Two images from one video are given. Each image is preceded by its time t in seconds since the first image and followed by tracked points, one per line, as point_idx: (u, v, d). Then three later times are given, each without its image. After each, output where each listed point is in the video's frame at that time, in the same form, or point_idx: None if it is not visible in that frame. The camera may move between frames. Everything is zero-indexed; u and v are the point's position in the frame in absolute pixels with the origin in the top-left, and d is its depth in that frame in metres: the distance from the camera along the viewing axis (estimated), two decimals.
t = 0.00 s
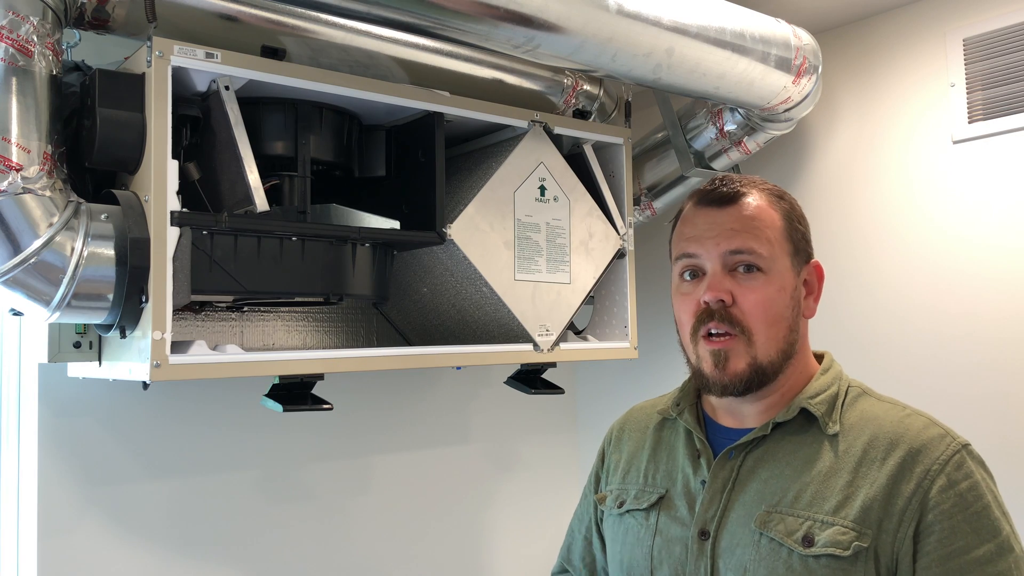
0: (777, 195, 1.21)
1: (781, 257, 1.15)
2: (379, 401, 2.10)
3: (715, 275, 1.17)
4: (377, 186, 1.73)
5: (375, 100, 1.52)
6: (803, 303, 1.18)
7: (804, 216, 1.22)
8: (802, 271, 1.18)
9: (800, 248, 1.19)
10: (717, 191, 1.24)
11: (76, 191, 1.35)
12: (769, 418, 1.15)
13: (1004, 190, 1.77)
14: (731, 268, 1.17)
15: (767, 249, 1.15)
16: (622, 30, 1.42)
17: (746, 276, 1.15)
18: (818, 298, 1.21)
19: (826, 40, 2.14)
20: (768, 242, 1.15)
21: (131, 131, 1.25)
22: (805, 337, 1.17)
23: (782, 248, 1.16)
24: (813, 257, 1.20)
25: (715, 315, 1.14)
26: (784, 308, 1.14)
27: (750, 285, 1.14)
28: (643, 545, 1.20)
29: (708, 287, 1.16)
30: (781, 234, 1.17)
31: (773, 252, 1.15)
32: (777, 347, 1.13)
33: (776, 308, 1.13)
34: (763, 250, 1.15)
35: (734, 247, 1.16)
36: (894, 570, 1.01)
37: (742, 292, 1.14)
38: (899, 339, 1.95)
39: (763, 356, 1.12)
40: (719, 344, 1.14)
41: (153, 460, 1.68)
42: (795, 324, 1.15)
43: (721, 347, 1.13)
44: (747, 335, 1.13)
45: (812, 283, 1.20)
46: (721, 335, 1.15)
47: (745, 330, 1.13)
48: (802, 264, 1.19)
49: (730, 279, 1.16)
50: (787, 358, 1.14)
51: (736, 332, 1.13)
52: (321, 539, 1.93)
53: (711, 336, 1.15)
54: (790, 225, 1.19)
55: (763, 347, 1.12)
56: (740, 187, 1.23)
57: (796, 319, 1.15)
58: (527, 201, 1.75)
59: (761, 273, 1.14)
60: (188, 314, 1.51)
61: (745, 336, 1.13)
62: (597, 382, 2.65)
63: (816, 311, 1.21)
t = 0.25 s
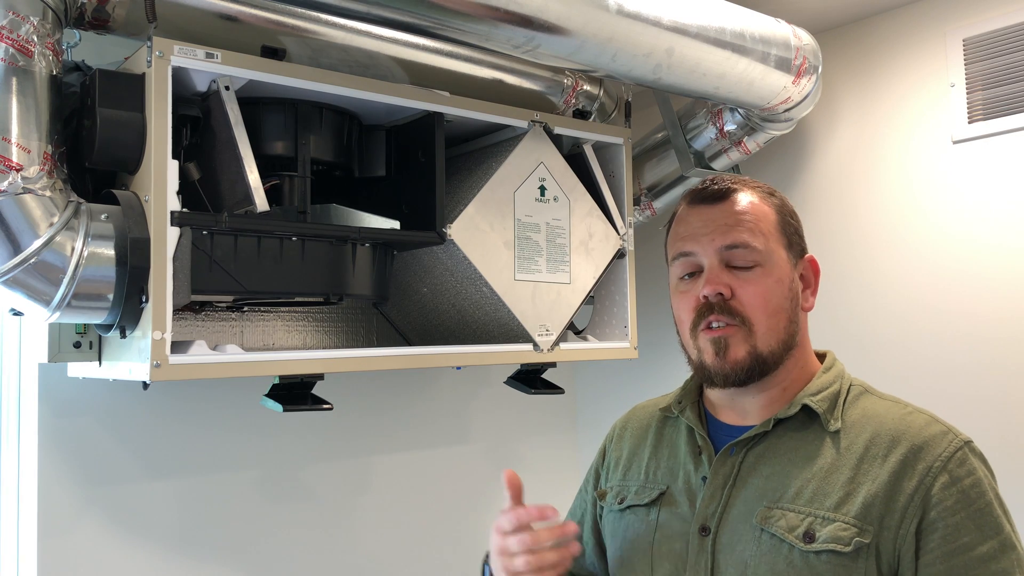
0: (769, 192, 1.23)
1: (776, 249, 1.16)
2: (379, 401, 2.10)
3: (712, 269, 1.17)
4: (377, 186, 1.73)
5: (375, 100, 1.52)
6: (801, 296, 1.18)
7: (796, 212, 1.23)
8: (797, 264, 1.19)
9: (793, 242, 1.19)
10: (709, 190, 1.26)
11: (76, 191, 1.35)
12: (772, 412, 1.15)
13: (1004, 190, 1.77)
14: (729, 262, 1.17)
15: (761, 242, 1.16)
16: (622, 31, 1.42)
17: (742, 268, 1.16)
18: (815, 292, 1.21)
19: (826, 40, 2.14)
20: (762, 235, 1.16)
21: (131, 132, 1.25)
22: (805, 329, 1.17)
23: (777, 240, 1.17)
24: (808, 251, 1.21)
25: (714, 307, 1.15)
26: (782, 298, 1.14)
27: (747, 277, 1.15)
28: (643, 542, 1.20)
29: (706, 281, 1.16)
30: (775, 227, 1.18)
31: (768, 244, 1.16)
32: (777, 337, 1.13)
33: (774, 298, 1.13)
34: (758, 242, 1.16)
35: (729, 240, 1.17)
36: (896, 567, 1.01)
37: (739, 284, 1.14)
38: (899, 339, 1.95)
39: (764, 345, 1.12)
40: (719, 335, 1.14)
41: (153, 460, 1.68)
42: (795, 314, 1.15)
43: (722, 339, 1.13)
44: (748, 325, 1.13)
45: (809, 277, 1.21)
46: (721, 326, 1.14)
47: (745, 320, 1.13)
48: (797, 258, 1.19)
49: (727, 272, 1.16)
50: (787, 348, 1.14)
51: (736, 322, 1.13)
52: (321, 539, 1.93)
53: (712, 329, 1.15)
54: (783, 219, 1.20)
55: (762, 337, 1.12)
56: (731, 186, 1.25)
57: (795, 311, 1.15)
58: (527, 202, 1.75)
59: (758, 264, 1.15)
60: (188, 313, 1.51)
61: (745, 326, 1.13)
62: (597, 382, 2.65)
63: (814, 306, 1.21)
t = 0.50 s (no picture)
0: (760, 192, 1.23)
1: (770, 248, 1.16)
2: (380, 402, 2.10)
3: (706, 271, 1.17)
4: (376, 186, 1.73)
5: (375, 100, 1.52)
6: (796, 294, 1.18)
7: (789, 210, 1.23)
8: (792, 263, 1.18)
9: (787, 241, 1.19)
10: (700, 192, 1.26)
11: (76, 191, 1.35)
12: (770, 412, 1.15)
13: (1005, 190, 1.77)
14: (722, 263, 1.17)
15: (754, 241, 1.16)
16: (622, 30, 1.42)
17: (736, 269, 1.16)
18: (811, 289, 1.21)
19: (826, 40, 2.14)
20: (755, 234, 1.16)
21: (132, 131, 1.25)
22: (801, 328, 1.17)
23: (770, 239, 1.17)
24: (802, 249, 1.21)
25: (709, 309, 1.15)
26: (777, 297, 1.14)
27: (741, 277, 1.14)
28: (645, 543, 1.20)
29: (700, 283, 1.16)
30: (767, 226, 1.18)
31: (761, 244, 1.16)
32: (773, 337, 1.13)
33: (769, 297, 1.13)
34: (750, 242, 1.15)
35: (721, 241, 1.17)
36: (900, 566, 1.00)
37: (734, 284, 1.14)
38: (899, 339, 1.95)
39: (760, 345, 1.12)
40: (715, 336, 1.14)
41: (153, 460, 1.68)
42: (791, 313, 1.15)
43: (718, 340, 1.13)
44: (743, 326, 1.13)
45: (804, 276, 1.21)
46: (717, 328, 1.14)
47: (740, 321, 1.13)
48: (792, 257, 1.19)
49: (721, 273, 1.16)
50: (783, 348, 1.13)
51: (732, 323, 1.13)
52: (321, 539, 1.93)
53: (707, 330, 1.15)
54: (777, 218, 1.20)
55: (758, 336, 1.12)
56: (722, 186, 1.25)
57: (791, 309, 1.15)
58: (527, 202, 1.75)
59: (751, 264, 1.15)
60: (188, 314, 1.51)
61: (741, 326, 1.13)
62: (597, 382, 2.65)
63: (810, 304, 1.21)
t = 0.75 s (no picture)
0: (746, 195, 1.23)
1: (760, 252, 1.16)
2: (380, 402, 2.10)
3: (697, 280, 1.17)
4: (377, 186, 1.73)
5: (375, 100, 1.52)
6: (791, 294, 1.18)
7: (777, 211, 1.23)
8: (784, 263, 1.18)
9: (777, 242, 1.19)
10: (687, 200, 1.26)
11: (76, 191, 1.35)
12: (772, 412, 1.15)
13: (1004, 190, 1.77)
14: (713, 271, 1.17)
15: (742, 247, 1.16)
16: (623, 31, 1.42)
17: (726, 276, 1.16)
18: (806, 287, 1.21)
19: (826, 40, 2.14)
20: (743, 240, 1.16)
21: (131, 131, 1.25)
22: (799, 327, 1.17)
23: (759, 243, 1.17)
24: (794, 248, 1.21)
25: (703, 318, 1.15)
26: (770, 300, 1.14)
27: (732, 284, 1.15)
28: (648, 543, 1.20)
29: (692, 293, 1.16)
30: (755, 230, 1.18)
31: (750, 249, 1.16)
32: (769, 340, 1.13)
33: (762, 301, 1.13)
34: (739, 248, 1.16)
35: (709, 250, 1.17)
36: (904, 565, 1.01)
37: (725, 292, 1.14)
38: (899, 339, 1.95)
39: (755, 350, 1.12)
40: (711, 346, 1.14)
41: (153, 460, 1.68)
42: (787, 314, 1.15)
43: (714, 349, 1.13)
44: (738, 332, 1.13)
45: (798, 275, 1.21)
46: (713, 336, 1.15)
47: (735, 327, 1.13)
48: (783, 257, 1.19)
49: (713, 281, 1.16)
50: (780, 350, 1.13)
51: (726, 331, 1.13)
52: (321, 539, 1.93)
53: (704, 339, 1.16)
54: (764, 220, 1.19)
55: (752, 342, 1.12)
56: (708, 193, 1.25)
57: (786, 311, 1.15)
58: (527, 201, 1.75)
59: (741, 270, 1.15)
60: (188, 313, 1.51)
61: (736, 333, 1.13)
62: (597, 382, 2.65)
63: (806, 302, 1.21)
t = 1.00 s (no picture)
0: (746, 200, 1.22)
1: (761, 261, 1.15)
2: (380, 402, 2.10)
3: (698, 290, 1.17)
4: (377, 186, 1.73)
5: (375, 100, 1.52)
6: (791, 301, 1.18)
7: (776, 215, 1.22)
8: (784, 270, 1.18)
9: (777, 248, 1.18)
10: (686, 206, 1.24)
11: (76, 191, 1.35)
12: (771, 415, 1.15)
13: (1005, 190, 1.77)
14: (715, 281, 1.16)
15: (745, 257, 1.15)
16: (622, 30, 1.42)
17: (728, 286, 1.15)
18: (804, 292, 1.21)
19: (826, 40, 2.14)
20: (745, 249, 1.15)
21: (131, 131, 1.25)
22: (799, 332, 1.18)
23: (760, 251, 1.16)
24: (793, 253, 1.21)
25: (705, 329, 1.14)
26: (772, 310, 1.14)
27: (734, 294, 1.14)
28: (649, 545, 1.19)
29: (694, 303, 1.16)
30: (756, 238, 1.17)
31: (751, 258, 1.15)
32: (770, 350, 1.13)
33: (763, 312, 1.13)
34: (741, 257, 1.15)
35: (712, 260, 1.16)
36: (906, 564, 1.01)
37: (728, 302, 1.14)
38: (900, 339, 1.95)
39: (757, 361, 1.12)
40: (714, 357, 1.14)
41: (153, 460, 1.68)
42: (787, 322, 1.15)
43: (717, 360, 1.13)
44: (740, 344, 1.13)
45: (797, 279, 1.21)
46: (715, 347, 1.14)
47: (737, 339, 1.13)
48: (782, 264, 1.19)
49: (714, 291, 1.16)
50: (781, 359, 1.13)
51: (728, 342, 1.13)
52: (321, 539, 1.93)
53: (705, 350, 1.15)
54: (765, 226, 1.19)
55: (754, 353, 1.12)
56: (708, 199, 1.23)
57: (786, 319, 1.15)
58: (527, 201, 1.75)
59: (743, 280, 1.14)
60: (188, 314, 1.51)
61: (738, 345, 1.13)
62: (597, 382, 2.65)
63: (804, 306, 1.21)
